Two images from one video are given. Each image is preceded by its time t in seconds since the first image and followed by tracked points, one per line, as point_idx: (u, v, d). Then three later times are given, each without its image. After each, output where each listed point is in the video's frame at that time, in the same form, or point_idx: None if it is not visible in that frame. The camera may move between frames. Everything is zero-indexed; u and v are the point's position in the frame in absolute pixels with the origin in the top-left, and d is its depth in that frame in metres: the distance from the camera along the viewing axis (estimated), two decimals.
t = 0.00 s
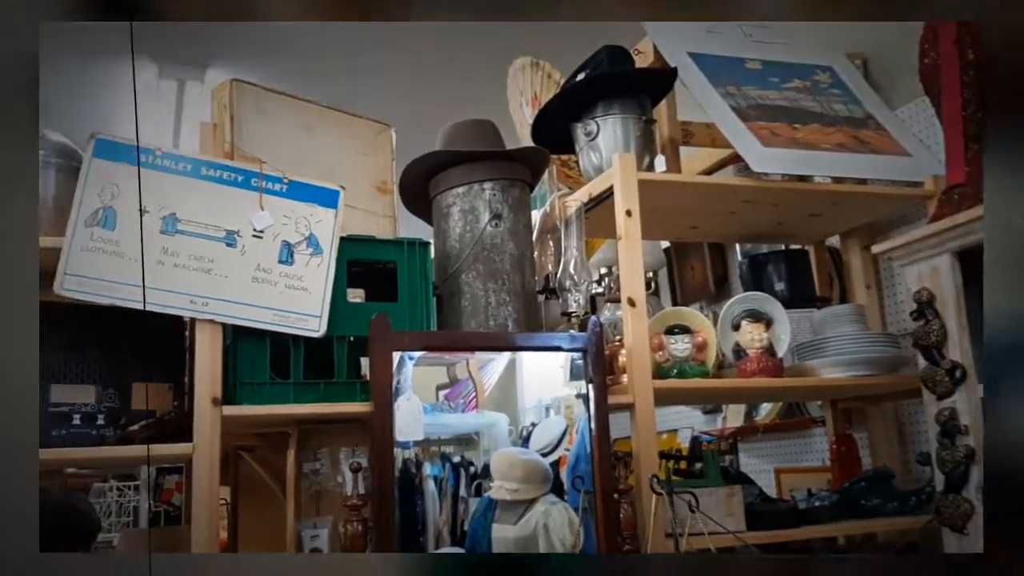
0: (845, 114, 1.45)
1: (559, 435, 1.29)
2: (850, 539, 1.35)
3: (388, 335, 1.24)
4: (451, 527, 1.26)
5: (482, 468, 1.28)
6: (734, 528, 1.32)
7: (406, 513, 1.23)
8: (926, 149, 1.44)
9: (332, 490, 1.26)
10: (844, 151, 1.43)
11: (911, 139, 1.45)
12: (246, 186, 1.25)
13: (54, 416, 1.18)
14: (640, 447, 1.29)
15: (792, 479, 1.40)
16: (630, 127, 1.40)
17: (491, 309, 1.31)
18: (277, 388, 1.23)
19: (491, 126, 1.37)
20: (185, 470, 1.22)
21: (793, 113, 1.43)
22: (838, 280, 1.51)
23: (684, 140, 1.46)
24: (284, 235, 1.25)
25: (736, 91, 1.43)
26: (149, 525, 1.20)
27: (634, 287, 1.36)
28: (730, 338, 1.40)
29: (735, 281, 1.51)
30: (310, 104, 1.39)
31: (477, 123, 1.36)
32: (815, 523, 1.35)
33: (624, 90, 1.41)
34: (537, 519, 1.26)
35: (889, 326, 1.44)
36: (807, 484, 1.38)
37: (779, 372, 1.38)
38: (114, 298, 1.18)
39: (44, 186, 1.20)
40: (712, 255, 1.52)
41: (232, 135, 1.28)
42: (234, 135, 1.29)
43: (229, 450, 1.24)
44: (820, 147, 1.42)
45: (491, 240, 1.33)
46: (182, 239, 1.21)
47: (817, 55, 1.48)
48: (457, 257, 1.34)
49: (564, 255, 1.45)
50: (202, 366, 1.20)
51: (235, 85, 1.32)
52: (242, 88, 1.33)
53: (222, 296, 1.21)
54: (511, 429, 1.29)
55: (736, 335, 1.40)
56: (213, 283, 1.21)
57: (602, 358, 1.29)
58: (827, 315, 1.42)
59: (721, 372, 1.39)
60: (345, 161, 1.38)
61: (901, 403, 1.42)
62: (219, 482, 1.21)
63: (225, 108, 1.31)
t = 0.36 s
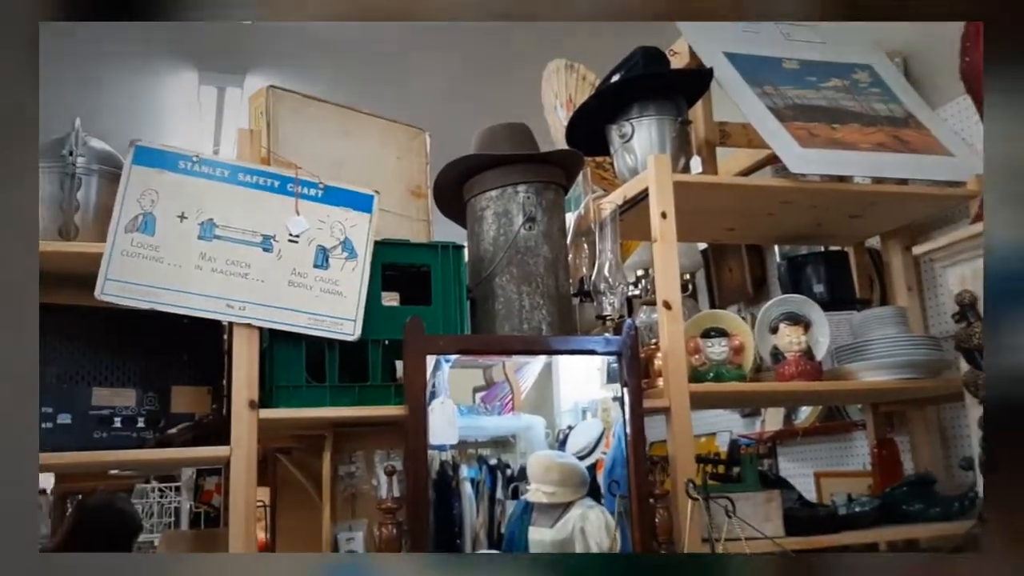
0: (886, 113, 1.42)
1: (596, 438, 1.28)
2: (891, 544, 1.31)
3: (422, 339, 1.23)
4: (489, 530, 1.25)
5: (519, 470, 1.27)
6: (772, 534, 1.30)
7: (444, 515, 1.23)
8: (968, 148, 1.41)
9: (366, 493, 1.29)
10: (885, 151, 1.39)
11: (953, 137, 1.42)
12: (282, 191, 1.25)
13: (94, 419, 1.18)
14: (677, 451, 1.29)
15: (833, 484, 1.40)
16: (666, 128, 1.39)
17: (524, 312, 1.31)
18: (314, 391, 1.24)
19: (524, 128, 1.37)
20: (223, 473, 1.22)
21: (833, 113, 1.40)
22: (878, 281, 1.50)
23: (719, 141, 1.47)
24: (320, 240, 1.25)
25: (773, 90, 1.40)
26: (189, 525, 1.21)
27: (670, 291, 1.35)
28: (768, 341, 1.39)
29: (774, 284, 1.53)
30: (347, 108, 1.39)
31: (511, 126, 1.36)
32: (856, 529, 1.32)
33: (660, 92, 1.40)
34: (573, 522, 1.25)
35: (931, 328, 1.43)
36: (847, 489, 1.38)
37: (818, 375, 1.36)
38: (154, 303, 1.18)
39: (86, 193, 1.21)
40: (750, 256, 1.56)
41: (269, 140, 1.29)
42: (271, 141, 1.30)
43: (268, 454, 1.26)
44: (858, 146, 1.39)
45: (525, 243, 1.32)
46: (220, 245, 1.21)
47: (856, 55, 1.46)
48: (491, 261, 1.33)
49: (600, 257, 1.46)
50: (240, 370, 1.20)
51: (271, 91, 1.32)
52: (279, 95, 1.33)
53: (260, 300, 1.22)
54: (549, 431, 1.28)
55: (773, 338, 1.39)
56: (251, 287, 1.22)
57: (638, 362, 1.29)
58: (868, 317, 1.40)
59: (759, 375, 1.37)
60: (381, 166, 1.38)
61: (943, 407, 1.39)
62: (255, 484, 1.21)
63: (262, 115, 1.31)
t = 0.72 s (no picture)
0: (910, 114, 1.39)
1: (619, 443, 1.28)
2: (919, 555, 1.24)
3: (437, 347, 1.25)
4: (511, 535, 1.25)
5: (542, 476, 1.27)
6: (794, 542, 1.26)
7: (464, 520, 1.23)
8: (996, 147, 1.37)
9: (385, 501, 1.25)
10: (906, 153, 1.38)
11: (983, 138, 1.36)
12: (299, 201, 1.27)
13: (114, 428, 1.19)
14: (698, 456, 1.29)
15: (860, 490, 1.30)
16: (685, 132, 1.38)
17: (543, 318, 1.30)
18: (333, 400, 1.25)
19: (541, 134, 1.36)
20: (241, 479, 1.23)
21: (854, 113, 1.38)
22: (904, 286, 1.42)
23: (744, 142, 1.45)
24: (336, 248, 1.26)
25: (795, 92, 1.40)
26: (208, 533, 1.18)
27: (691, 296, 1.34)
28: (790, 346, 1.37)
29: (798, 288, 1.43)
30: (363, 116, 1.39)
31: (528, 132, 1.35)
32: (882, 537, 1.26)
33: (677, 96, 1.40)
34: (596, 528, 1.25)
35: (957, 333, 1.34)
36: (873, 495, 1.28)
37: (841, 381, 1.35)
38: (170, 312, 1.20)
39: (105, 203, 1.24)
40: (773, 260, 1.48)
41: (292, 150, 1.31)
42: (289, 150, 1.31)
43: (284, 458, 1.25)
44: (882, 148, 1.38)
45: (542, 250, 1.33)
46: (237, 253, 1.23)
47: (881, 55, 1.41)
48: (509, 267, 1.33)
49: (618, 262, 1.43)
50: (257, 378, 1.23)
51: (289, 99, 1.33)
52: (296, 104, 1.33)
53: (276, 309, 1.23)
54: (571, 436, 1.27)
55: (795, 343, 1.37)
56: (267, 295, 1.23)
57: (657, 367, 1.29)
58: (892, 321, 1.38)
59: (781, 380, 1.36)
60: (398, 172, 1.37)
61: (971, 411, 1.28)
62: (273, 490, 1.23)
63: (279, 123, 1.32)
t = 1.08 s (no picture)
0: (941, 113, 1.36)
1: (650, 448, 1.27)
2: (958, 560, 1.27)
3: (466, 355, 1.24)
4: (544, 540, 1.26)
5: (574, 482, 1.27)
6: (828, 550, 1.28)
7: (498, 527, 1.24)
8: None
9: (412, 510, 1.27)
10: (936, 153, 1.35)
11: None
12: (324, 210, 1.27)
13: (143, 439, 1.21)
14: (726, 463, 1.27)
15: (894, 494, 1.29)
16: (712, 135, 1.36)
17: (569, 325, 1.29)
18: (357, 409, 1.24)
19: (566, 140, 1.36)
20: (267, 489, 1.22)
21: (885, 114, 1.36)
22: (938, 288, 1.39)
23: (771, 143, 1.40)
24: (361, 257, 1.26)
25: (824, 92, 1.38)
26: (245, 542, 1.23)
27: (719, 301, 1.33)
28: (821, 351, 1.34)
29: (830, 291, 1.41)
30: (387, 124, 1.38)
31: (552, 138, 1.35)
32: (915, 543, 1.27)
33: (704, 99, 1.38)
34: (628, 534, 1.25)
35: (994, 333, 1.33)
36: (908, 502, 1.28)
37: (875, 386, 1.32)
38: (199, 322, 1.21)
39: (134, 215, 1.24)
40: (806, 262, 1.45)
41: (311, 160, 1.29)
42: (313, 160, 1.30)
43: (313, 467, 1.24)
44: (913, 148, 1.35)
45: (567, 256, 1.32)
46: (263, 263, 1.24)
47: (911, 55, 1.39)
48: (534, 274, 1.32)
49: (645, 268, 1.42)
50: (283, 388, 1.21)
51: (312, 110, 1.31)
52: (320, 114, 1.32)
53: (303, 318, 1.23)
54: (603, 441, 1.27)
55: (826, 348, 1.34)
56: (293, 305, 1.23)
57: (685, 374, 1.27)
58: (926, 323, 1.35)
59: (812, 387, 1.32)
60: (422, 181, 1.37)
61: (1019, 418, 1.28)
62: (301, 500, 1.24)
63: (302, 133, 1.31)
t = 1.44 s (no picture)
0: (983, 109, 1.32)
1: (690, 453, 1.25)
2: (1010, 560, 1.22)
3: (498, 363, 1.23)
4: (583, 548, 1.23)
5: (611, 488, 1.25)
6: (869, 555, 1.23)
7: (536, 534, 1.22)
8: None
9: (447, 517, 1.26)
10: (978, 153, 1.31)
11: None
12: (356, 219, 1.27)
13: (182, 446, 1.22)
14: (764, 467, 1.26)
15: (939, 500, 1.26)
16: (746, 137, 1.34)
17: (603, 331, 1.29)
18: (390, 416, 1.25)
19: (598, 144, 1.36)
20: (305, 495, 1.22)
21: (920, 113, 1.34)
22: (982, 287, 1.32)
23: (803, 146, 1.40)
24: (393, 264, 1.26)
25: (860, 92, 1.36)
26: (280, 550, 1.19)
27: (754, 305, 1.32)
28: (860, 355, 1.32)
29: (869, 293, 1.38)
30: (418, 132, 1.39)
31: (583, 144, 1.35)
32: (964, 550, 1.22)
33: (737, 100, 1.36)
34: (667, 540, 1.22)
35: None
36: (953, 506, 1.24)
37: (915, 389, 1.29)
38: (231, 332, 1.22)
39: (172, 227, 1.25)
40: (843, 266, 1.43)
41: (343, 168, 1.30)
42: (346, 169, 1.31)
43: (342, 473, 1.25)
44: (952, 147, 1.32)
45: (601, 261, 1.31)
46: (296, 273, 1.24)
47: (952, 49, 1.34)
48: (567, 280, 1.32)
49: (679, 272, 1.41)
50: (318, 398, 1.23)
51: (344, 119, 1.33)
52: (352, 123, 1.34)
53: (336, 326, 1.23)
54: (641, 447, 1.26)
55: (866, 352, 1.32)
56: (325, 313, 1.23)
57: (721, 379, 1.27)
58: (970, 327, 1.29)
59: (851, 392, 1.31)
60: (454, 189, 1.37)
61: None
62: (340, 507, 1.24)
63: (335, 143, 1.32)
